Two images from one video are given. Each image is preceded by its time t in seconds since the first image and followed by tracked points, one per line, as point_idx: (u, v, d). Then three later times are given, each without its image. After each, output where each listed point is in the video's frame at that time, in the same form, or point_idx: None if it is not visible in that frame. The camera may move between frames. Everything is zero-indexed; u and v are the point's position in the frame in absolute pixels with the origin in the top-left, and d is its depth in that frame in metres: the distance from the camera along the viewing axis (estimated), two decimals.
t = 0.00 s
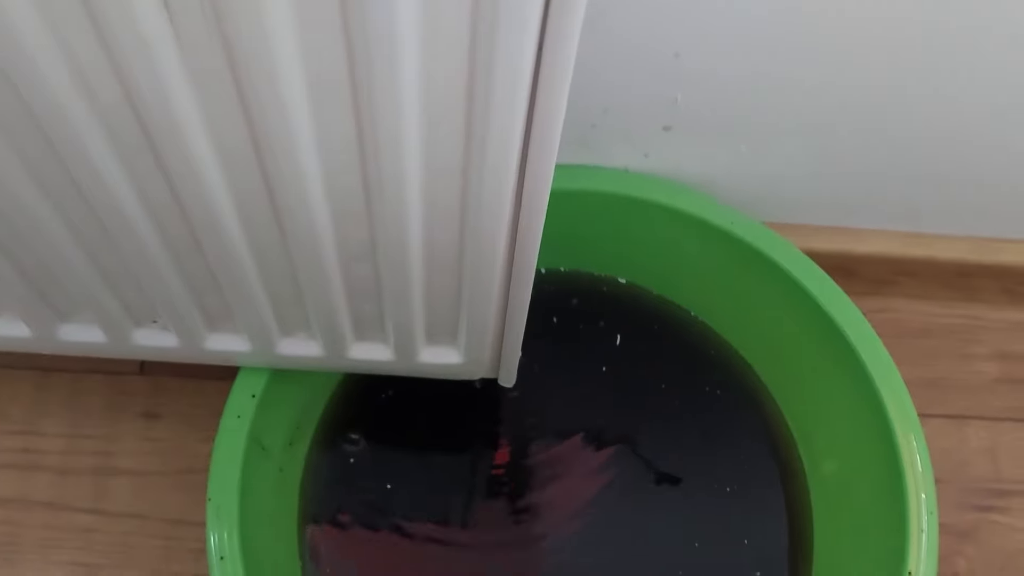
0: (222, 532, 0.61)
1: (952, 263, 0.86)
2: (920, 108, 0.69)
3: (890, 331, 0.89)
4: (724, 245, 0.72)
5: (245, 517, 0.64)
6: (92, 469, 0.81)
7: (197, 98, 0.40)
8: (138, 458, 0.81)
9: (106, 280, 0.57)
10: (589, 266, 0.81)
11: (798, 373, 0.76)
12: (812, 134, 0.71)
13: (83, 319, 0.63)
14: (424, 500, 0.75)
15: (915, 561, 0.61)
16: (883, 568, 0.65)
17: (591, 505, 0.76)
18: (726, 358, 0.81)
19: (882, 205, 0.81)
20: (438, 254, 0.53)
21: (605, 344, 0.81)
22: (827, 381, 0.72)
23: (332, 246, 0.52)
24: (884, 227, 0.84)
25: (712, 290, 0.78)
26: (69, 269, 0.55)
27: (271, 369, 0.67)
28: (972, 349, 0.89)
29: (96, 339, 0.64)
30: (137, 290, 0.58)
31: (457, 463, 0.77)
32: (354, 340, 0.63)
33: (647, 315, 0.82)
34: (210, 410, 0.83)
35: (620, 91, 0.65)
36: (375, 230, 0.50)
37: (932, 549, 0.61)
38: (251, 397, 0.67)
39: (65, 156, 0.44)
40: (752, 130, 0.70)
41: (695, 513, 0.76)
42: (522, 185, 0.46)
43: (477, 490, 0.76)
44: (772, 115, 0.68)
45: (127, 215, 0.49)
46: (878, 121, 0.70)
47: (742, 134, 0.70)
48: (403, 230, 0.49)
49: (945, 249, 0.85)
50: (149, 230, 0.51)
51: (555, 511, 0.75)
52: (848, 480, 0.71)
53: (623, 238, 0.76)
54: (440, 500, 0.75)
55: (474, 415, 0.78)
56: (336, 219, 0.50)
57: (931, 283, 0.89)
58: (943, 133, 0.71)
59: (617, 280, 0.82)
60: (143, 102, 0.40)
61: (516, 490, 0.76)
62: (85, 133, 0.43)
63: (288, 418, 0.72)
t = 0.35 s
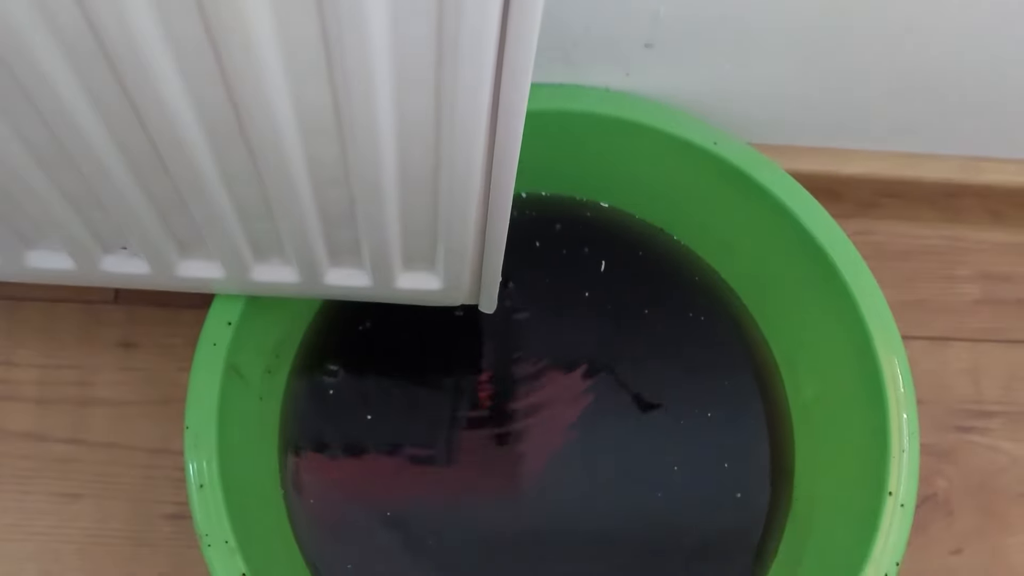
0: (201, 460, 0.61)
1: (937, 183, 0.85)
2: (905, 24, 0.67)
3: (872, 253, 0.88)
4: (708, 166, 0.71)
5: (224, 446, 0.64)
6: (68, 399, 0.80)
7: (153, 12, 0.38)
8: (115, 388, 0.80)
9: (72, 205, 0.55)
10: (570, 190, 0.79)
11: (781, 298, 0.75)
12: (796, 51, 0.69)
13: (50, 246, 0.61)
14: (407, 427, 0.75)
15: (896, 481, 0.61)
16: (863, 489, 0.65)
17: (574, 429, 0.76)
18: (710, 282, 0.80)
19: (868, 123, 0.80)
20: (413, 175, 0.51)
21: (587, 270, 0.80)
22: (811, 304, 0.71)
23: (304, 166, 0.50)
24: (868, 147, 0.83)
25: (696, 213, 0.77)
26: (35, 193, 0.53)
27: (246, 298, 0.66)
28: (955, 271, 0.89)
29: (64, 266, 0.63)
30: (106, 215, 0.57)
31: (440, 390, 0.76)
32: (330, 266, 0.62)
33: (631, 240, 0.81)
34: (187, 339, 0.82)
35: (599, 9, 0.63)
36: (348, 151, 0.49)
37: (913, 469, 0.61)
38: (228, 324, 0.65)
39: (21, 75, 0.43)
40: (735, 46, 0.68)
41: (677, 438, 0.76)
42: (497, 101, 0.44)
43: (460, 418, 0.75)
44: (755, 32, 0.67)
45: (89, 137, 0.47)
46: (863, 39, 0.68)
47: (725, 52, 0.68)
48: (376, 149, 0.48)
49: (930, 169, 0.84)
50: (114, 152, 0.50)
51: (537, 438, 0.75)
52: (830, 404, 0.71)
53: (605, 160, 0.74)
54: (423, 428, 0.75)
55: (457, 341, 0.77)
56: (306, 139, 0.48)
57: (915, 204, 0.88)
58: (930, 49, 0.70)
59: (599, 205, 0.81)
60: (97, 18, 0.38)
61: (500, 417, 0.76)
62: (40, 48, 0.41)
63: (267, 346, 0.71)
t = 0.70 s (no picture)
0: (193, 433, 0.60)
1: (934, 160, 0.85)
2: None
3: (869, 230, 0.88)
4: (706, 141, 0.70)
5: (217, 419, 0.63)
6: (60, 371, 0.79)
7: None
8: (106, 359, 0.80)
9: (62, 173, 0.54)
10: (566, 165, 0.79)
11: (777, 275, 0.75)
12: (795, 26, 0.69)
13: (40, 216, 0.61)
14: (400, 403, 0.74)
15: (890, 459, 0.61)
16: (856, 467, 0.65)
17: (566, 406, 0.76)
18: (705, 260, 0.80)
19: (865, 99, 0.79)
20: (407, 145, 0.51)
21: (583, 246, 0.80)
22: (807, 282, 0.71)
23: (297, 135, 0.50)
24: (866, 124, 0.83)
25: (692, 189, 0.76)
26: (24, 162, 0.52)
27: (238, 270, 0.66)
28: (952, 250, 0.88)
29: (55, 237, 0.62)
30: (96, 185, 0.56)
31: (433, 366, 0.76)
32: (323, 238, 0.61)
33: (627, 216, 0.80)
34: (178, 312, 0.82)
35: None
36: (341, 120, 0.48)
37: (907, 447, 0.61)
38: (220, 297, 0.65)
39: (11, 41, 0.42)
40: (733, 19, 0.67)
41: (670, 415, 0.76)
42: (494, 70, 0.44)
43: (453, 393, 0.75)
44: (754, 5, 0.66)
45: (79, 103, 0.47)
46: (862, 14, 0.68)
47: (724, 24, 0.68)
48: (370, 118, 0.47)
49: (928, 147, 0.84)
50: (104, 119, 0.49)
51: (530, 414, 0.75)
52: (824, 382, 0.71)
53: (601, 134, 0.74)
54: (416, 404, 0.75)
55: (452, 317, 0.77)
56: (299, 107, 0.48)
57: (912, 182, 0.88)
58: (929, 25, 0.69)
59: (594, 180, 0.80)
60: None
61: (493, 393, 0.76)
62: (28, 9, 0.40)
63: (260, 320, 0.70)
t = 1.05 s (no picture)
0: (191, 400, 0.60)
1: (939, 124, 0.84)
2: None
3: (872, 195, 0.87)
4: (707, 104, 0.69)
5: (214, 386, 0.63)
6: (57, 337, 0.79)
7: None
8: (103, 325, 0.79)
9: (55, 136, 0.53)
10: (566, 129, 0.78)
11: (778, 240, 0.74)
12: None
13: (34, 180, 0.60)
14: (399, 371, 0.74)
15: (891, 425, 0.61)
16: (856, 433, 0.65)
17: (564, 374, 0.76)
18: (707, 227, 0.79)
19: (869, 62, 0.78)
20: (405, 108, 0.50)
21: (583, 211, 0.79)
22: (808, 247, 0.71)
23: (292, 97, 0.49)
24: (870, 87, 0.82)
25: (693, 153, 0.76)
26: (15, 125, 0.51)
27: (235, 235, 0.65)
28: (955, 215, 0.88)
29: (49, 200, 0.61)
30: (90, 148, 0.55)
31: (432, 333, 0.75)
32: (319, 203, 0.61)
33: (628, 180, 0.80)
34: (176, 278, 0.81)
35: None
36: (337, 82, 0.47)
37: (908, 414, 0.61)
38: (216, 263, 0.64)
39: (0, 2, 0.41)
40: None
41: (670, 383, 0.75)
42: (492, 30, 0.43)
43: (451, 361, 0.75)
44: None
45: (69, 64, 0.46)
46: None
47: None
48: (367, 79, 0.46)
49: (933, 110, 0.83)
50: (96, 81, 0.48)
51: (530, 382, 0.75)
52: (825, 349, 0.71)
53: (602, 97, 0.73)
54: (415, 371, 0.74)
55: (451, 283, 0.76)
56: (293, 68, 0.47)
57: (916, 146, 0.87)
58: None
59: (594, 144, 0.79)
60: None
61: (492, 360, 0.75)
62: None
63: (257, 286, 0.70)
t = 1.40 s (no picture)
0: (186, 393, 0.60)
1: (937, 107, 0.83)
2: None
3: (871, 179, 0.87)
4: (703, 90, 0.69)
5: (209, 378, 0.62)
6: (52, 330, 0.78)
7: None
8: (98, 317, 0.79)
9: (43, 127, 0.53)
10: (561, 116, 0.77)
11: (775, 226, 0.74)
12: None
13: (24, 173, 0.59)
14: (397, 362, 0.74)
15: (891, 413, 0.60)
16: (856, 421, 0.64)
17: (562, 364, 0.75)
18: (705, 213, 0.79)
19: (867, 46, 0.78)
20: (397, 97, 0.49)
21: (580, 199, 0.79)
22: (806, 233, 0.70)
23: (282, 85, 0.48)
24: (868, 70, 0.81)
25: (689, 139, 0.75)
26: (3, 117, 0.51)
27: (228, 226, 0.64)
28: (954, 199, 0.87)
29: (39, 193, 0.61)
30: (79, 140, 0.55)
31: (429, 323, 0.75)
32: (312, 194, 0.60)
33: (625, 167, 0.79)
34: (170, 270, 0.81)
35: None
36: (328, 71, 0.46)
37: (907, 401, 0.61)
38: (210, 255, 0.64)
39: None
40: None
41: (669, 371, 0.75)
42: (485, 19, 0.42)
43: (448, 350, 0.74)
44: None
45: (56, 54, 0.45)
46: None
47: None
48: (358, 67, 0.45)
49: (931, 94, 0.83)
50: (84, 73, 0.47)
51: (529, 372, 0.75)
52: (823, 335, 0.70)
53: (597, 84, 0.72)
54: (412, 363, 0.74)
55: (448, 272, 0.76)
56: (283, 56, 0.46)
57: (915, 129, 0.87)
58: None
59: (590, 131, 0.78)
60: None
61: (490, 350, 0.75)
62: None
63: (253, 278, 0.69)
